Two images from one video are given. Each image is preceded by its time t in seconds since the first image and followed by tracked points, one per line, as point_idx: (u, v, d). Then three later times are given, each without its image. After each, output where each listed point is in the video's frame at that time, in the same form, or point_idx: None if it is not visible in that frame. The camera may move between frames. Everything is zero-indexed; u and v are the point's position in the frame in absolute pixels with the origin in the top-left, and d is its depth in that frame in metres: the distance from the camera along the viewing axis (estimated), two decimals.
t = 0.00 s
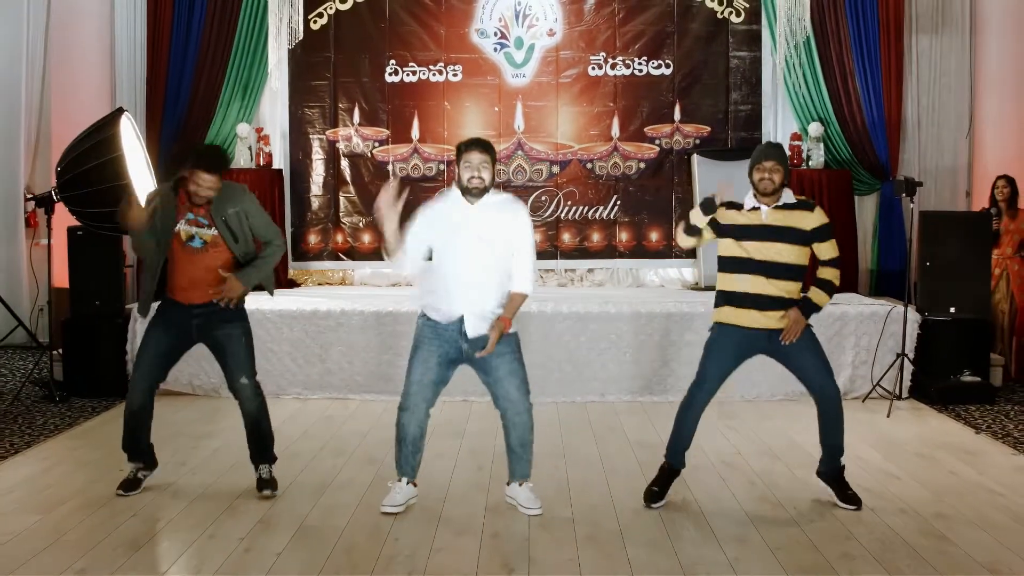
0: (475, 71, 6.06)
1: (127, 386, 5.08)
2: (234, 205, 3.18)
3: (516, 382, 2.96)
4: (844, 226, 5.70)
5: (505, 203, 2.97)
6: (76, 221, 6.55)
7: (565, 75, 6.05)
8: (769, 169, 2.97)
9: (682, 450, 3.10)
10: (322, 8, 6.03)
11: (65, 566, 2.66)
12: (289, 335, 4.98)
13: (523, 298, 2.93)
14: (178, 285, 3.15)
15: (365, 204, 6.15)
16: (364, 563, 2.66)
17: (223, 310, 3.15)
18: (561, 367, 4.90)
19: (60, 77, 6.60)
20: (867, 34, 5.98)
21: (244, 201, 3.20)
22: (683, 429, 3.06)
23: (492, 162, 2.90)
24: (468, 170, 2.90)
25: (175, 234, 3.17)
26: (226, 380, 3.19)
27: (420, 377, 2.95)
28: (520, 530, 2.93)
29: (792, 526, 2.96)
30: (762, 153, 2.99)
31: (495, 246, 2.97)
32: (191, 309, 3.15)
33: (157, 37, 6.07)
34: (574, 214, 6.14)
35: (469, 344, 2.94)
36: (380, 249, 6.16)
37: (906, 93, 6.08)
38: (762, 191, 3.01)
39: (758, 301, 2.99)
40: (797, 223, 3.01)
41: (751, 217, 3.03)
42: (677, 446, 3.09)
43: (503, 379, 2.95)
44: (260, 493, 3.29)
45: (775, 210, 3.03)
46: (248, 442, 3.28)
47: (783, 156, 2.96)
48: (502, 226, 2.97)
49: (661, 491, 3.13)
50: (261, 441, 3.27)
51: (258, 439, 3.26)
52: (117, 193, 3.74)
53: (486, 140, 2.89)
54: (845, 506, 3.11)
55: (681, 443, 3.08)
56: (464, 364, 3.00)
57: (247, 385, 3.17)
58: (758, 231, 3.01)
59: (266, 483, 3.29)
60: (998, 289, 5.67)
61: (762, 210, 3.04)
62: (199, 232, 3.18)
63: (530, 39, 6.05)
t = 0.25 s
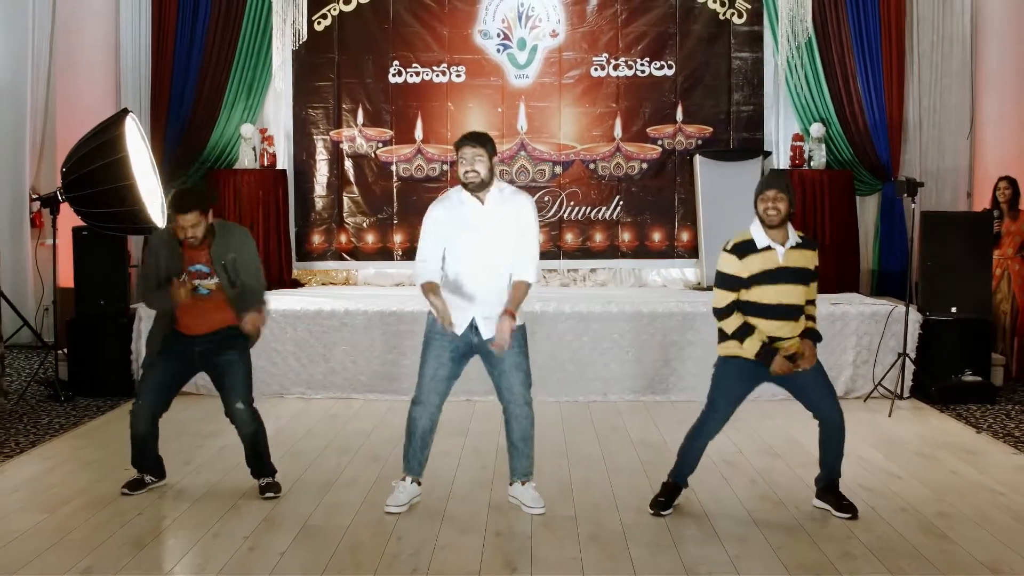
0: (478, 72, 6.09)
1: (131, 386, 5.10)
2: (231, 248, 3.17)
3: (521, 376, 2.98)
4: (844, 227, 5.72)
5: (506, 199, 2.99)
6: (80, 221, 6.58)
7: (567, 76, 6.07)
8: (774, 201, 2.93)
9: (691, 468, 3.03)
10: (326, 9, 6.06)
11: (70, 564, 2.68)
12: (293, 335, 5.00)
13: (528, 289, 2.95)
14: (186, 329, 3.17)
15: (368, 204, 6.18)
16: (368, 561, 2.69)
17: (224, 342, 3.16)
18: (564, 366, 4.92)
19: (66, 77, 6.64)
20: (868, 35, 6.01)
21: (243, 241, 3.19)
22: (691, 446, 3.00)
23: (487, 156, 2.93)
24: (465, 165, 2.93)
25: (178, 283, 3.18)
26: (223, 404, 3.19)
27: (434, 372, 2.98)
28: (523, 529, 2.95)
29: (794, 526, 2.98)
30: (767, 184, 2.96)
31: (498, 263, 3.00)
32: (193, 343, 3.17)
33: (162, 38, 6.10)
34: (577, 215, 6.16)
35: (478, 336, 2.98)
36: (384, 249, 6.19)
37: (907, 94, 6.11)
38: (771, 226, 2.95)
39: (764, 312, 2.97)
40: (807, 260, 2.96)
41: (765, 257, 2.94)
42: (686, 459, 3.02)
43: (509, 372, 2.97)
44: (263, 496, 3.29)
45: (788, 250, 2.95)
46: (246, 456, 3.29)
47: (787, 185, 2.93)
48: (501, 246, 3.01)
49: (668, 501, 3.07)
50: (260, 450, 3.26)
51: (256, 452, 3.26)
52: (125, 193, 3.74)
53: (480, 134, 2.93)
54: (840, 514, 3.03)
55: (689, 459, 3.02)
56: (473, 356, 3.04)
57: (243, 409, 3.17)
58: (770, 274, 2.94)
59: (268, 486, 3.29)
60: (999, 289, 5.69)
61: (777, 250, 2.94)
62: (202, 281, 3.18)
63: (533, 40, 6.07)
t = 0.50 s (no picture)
0: (480, 72, 6.10)
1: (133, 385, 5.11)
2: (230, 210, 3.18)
3: (521, 375, 3.00)
4: (845, 226, 5.73)
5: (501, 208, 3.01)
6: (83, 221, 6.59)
7: (569, 76, 6.08)
8: (776, 179, 2.94)
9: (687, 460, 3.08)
10: (328, 10, 6.06)
11: (72, 564, 2.69)
12: (294, 335, 5.01)
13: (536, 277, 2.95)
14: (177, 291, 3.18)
15: (370, 204, 6.19)
16: (369, 561, 2.69)
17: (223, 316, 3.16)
18: (566, 367, 4.93)
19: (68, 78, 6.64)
20: (869, 35, 6.01)
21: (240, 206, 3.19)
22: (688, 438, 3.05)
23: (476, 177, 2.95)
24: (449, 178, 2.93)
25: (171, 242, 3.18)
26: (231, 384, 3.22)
27: (432, 372, 2.99)
28: (525, 529, 2.96)
29: (794, 525, 2.99)
30: (767, 163, 2.96)
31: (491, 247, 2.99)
32: (191, 315, 3.17)
33: (164, 39, 6.11)
34: (579, 215, 6.17)
35: (477, 337, 2.98)
36: (386, 249, 6.20)
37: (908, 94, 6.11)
38: (770, 203, 2.97)
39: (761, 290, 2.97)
40: (804, 233, 3.00)
41: (761, 230, 2.99)
42: (682, 453, 3.08)
43: (510, 372, 2.99)
44: (265, 494, 3.30)
45: (785, 222, 3.00)
46: (251, 447, 3.29)
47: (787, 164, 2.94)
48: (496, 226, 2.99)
49: (668, 501, 3.09)
50: (265, 446, 3.28)
51: (262, 443, 3.28)
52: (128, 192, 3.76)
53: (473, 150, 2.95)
54: (841, 514, 3.04)
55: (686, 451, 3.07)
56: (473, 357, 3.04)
57: (250, 388, 3.19)
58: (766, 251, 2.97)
59: (270, 485, 3.30)
60: (1000, 289, 5.69)
61: (772, 222, 2.99)
62: (193, 240, 3.17)
63: (534, 40, 6.08)
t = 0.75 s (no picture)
0: (481, 73, 6.11)
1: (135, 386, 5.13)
2: (227, 242, 3.18)
3: (517, 384, 3.01)
4: (844, 227, 5.73)
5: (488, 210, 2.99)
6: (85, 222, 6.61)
7: (569, 77, 6.09)
8: (767, 213, 3.00)
9: (685, 460, 3.09)
10: (329, 11, 6.08)
11: (74, 563, 2.70)
12: (296, 335, 5.03)
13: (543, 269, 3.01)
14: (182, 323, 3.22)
15: (371, 204, 6.20)
16: (370, 561, 2.70)
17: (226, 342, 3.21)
18: (566, 366, 4.94)
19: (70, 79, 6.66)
20: (869, 36, 6.02)
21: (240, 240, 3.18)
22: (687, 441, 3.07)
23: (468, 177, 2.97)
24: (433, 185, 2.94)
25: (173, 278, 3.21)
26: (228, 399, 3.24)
27: (423, 379, 3.01)
28: (526, 529, 2.97)
29: (794, 525, 3.00)
30: (757, 199, 3.03)
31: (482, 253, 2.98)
32: (194, 341, 3.21)
33: (166, 40, 6.12)
34: (579, 215, 6.18)
35: (469, 344, 2.99)
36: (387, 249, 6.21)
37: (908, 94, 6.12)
38: (759, 237, 3.02)
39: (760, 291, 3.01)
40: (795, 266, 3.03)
41: (749, 266, 3.02)
42: (681, 453, 3.09)
43: (503, 381, 3.00)
44: (267, 494, 3.32)
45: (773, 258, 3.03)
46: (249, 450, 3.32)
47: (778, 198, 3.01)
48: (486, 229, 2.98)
49: (665, 500, 3.11)
50: (262, 447, 3.30)
51: (258, 444, 3.29)
52: (129, 193, 3.76)
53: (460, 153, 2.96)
54: (840, 514, 3.05)
55: (685, 449, 3.08)
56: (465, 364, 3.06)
57: (248, 404, 3.21)
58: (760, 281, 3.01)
59: (271, 484, 3.32)
60: (1000, 290, 5.70)
61: (760, 259, 3.03)
62: (197, 279, 3.19)
63: (535, 41, 6.09)
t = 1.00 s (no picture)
0: (482, 74, 6.13)
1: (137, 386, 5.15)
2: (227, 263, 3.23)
3: (517, 379, 3.04)
4: (843, 226, 5.75)
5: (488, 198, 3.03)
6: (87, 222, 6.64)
7: (570, 78, 6.12)
8: (774, 244, 2.94)
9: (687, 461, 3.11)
10: (331, 12, 6.10)
11: (77, 563, 2.72)
12: (297, 335, 5.05)
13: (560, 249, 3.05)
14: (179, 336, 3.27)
15: (372, 205, 6.23)
16: (372, 560, 2.72)
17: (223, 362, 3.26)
18: (567, 366, 4.97)
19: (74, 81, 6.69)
20: (868, 38, 6.05)
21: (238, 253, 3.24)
22: (688, 444, 3.10)
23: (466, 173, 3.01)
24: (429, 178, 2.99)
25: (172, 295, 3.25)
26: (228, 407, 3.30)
27: (427, 373, 3.05)
28: (527, 529, 2.99)
29: (792, 524, 3.02)
30: (762, 228, 2.98)
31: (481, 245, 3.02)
32: (193, 357, 3.26)
33: (168, 41, 6.15)
34: (580, 216, 6.21)
35: (468, 338, 3.02)
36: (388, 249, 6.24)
37: (907, 95, 6.14)
38: (763, 263, 2.99)
39: (758, 310, 3.03)
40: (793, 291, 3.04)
41: (749, 290, 3.02)
42: (683, 454, 3.11)
43: (503, 375, 3.03)
44: (269, 493, 3.35)
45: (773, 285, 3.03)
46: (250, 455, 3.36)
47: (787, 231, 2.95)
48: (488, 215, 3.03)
49: (665, 500, 3.13)
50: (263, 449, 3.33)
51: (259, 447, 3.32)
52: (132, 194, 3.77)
53: (456, 145, 2.98)
54: (840, 514, 3.08)
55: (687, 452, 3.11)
56: (465, 358, 3.08)
57: (248, 412, 3.28)
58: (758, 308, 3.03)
59: (273, 484, 3.35)
60: (999, 290, 5.72)
61: (760, 285, 3.02)
62: (195, 297, 3.24)
63: (536, 42, 6.11)
